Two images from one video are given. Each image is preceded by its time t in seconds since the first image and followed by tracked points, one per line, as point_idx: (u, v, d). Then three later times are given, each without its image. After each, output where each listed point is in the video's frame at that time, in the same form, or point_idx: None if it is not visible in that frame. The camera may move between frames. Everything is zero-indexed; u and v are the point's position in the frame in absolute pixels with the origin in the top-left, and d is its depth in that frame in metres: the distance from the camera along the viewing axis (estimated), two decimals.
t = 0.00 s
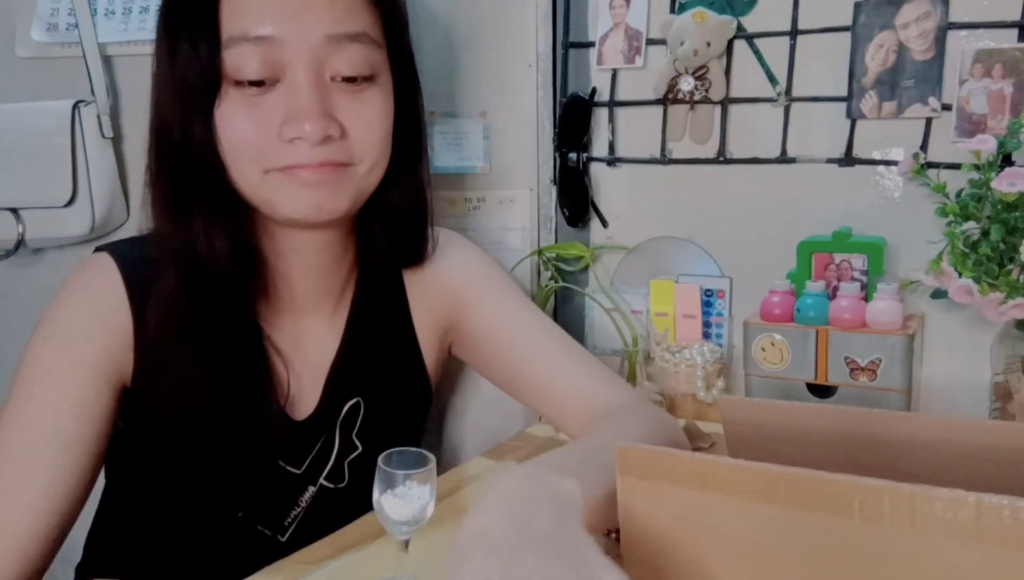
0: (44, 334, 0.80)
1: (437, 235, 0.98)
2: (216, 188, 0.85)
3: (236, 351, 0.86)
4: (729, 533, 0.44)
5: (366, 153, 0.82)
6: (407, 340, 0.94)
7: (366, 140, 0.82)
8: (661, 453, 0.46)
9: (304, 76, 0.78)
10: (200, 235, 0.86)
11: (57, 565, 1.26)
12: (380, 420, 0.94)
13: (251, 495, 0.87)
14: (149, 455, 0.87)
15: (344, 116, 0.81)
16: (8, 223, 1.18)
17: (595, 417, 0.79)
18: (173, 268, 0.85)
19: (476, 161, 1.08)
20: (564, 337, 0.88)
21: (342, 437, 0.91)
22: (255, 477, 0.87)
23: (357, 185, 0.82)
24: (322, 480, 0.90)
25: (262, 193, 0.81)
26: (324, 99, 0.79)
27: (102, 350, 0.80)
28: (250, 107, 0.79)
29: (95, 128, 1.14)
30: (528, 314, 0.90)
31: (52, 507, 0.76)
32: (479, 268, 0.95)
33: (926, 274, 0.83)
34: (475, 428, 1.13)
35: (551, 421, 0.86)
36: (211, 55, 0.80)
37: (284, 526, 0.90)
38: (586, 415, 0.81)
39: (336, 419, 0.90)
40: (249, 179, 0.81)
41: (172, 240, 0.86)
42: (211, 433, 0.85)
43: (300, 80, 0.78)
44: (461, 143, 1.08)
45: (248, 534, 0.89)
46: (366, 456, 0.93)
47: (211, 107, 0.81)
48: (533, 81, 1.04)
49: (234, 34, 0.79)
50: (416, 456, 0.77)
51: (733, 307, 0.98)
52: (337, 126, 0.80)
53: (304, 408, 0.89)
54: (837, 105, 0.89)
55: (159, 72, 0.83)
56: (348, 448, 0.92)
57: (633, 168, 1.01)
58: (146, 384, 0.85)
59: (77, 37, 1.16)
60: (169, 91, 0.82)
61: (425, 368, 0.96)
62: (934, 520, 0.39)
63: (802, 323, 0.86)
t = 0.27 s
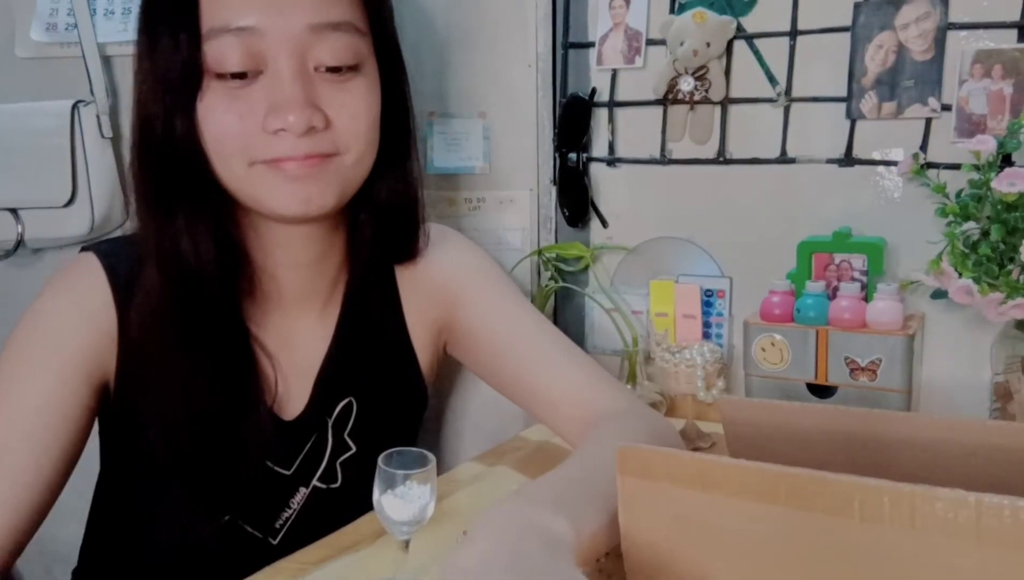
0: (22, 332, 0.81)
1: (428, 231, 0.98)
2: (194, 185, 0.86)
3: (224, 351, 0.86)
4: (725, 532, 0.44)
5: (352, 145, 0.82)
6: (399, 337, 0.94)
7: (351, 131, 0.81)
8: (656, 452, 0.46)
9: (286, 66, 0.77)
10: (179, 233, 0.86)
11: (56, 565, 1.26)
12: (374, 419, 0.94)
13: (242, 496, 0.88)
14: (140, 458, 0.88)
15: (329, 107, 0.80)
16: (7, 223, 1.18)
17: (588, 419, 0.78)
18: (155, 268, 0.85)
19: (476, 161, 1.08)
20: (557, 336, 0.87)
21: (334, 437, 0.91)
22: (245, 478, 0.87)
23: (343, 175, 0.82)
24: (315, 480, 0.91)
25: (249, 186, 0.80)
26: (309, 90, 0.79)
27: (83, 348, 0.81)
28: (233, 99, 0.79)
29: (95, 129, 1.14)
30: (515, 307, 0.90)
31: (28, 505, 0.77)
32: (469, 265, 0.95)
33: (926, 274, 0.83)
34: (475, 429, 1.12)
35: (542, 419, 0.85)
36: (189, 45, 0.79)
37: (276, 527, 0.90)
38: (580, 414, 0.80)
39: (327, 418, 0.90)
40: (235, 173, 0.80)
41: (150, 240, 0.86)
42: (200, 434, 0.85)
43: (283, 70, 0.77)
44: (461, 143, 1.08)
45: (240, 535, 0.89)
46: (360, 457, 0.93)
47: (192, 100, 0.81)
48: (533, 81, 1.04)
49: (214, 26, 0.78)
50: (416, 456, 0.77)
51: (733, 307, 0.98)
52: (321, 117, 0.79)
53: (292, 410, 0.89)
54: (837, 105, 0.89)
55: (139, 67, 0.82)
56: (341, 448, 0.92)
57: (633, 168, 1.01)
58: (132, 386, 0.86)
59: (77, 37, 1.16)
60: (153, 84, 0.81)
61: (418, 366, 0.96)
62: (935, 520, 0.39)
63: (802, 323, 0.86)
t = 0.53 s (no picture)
0: (17, 335, 0.81)
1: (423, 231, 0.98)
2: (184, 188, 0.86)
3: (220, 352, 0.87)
4: (725, 532, 0.44)
5: (342, 143, 0.81)
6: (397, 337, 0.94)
7: (339, 129, 0.81)
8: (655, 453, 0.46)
9: (271, 67, 0.77)
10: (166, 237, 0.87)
11: (56, 566, 1.26)
12: (373, 419, 0.94)
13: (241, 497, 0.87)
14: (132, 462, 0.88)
15: (317, 106, 0.80)
16: (6, 223, 1.17)
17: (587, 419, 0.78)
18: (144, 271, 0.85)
19: (476, 160, 1.08)
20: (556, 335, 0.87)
21: (333, 437, 0.91)
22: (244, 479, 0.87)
23: (335, 173, 0.82)
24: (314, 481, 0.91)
25: (240, 186, 0.80)
26: (295, 90, 0.78)
27: (81, 348, 0.81)
28: (218, 100, 0.79)
29: (94, 128, 1.14)
30: (512, 306, 0.90)
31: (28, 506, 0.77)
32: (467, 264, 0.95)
33: (926, 273, 0.83)
34: (475, 429, 1.12)
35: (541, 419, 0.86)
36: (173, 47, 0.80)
37: (275, 528, 0.90)
38: (577, 412, 0.80)
39: (326, 418, 0.90)
40: (225, 174, 0.80)
41: (140, 243, 0.86)
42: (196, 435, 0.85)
43: (268, 71, 0.77)
44: (461, 143, 1.08)
45: (239, 537, 0.89)
46: (359, 456, 0.93)
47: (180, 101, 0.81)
48: (532, 81, 1.04)
49: (197, 29, 0.78)
50: (415, 456, 0.77)
51: (733, 306, 0.98)
52: (309, 116, 0.79)
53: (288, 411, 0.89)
54: (837, 104, 0.89)
55: (127, 72, 0.83)
56: (340, 448, 0.92)
57: (633, 167, 1.01)
58: (124, 390, 0.85)
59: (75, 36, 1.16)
60: (141, 88, 0.82)
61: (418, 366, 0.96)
62: (935, 520, 0.39)
63: (802, 322, 0.86)
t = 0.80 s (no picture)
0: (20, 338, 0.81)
1: (425, 231, 0.98)
2: (190, 188, 0.87)
3: (224, 351, 0.87)
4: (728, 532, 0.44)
5: (346, 144, 0.81)
6: (399, 337, 0.94)
7: (343, 130, 0.81)
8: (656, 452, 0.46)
9: (277, 69, 0.77)
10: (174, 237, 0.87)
11: (56, 566, 1.26)
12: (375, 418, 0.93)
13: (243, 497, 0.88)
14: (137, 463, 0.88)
15: (322, 108, 0.80)
16: (6, 223, 1.17)
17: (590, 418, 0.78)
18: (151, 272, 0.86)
19: (475, 161, 1.08)
20: (557, 336, 0.87)
21: (336, 436, 0.91)
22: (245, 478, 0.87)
23: (340, 174, 0.82)
24: (317, 480, 0.90)
25: (246, 187, 0.80)
26: (300, 92, 0.78)
27: (84, 350, 0.81)
28: (225, 103, 0.79)
29: (94, 129, 1.14)
30: (513, 307, 0.90)
31: (29, 506, 0.76)
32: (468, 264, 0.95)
33: (926, 274, 0.83)
34: (475, 429, 1.12)
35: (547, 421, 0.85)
36: (182, 49, 0.80)
37: (279, 527, 0.90)
38: (577, 413, 0.80)
39: (329, 417, 0.90)
40: (231, 175, 0.80)
41: (148, 243, 0.87)
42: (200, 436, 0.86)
43: (273, 73, 0.77)
44: (461, 143, 1.08)
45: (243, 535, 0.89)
46: (363, 456, 0.93)
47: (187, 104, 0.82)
48: (532, 82, 1.04)
49: (204, 32, 0.78)
50: (416, 457, 0.77)
51: (733, 307, 0.98)
52: (313, 118, 0.79)
53: (294, 411, 0.89)
54: (837, 105, 0.89)
55: (137, 73, 0.83)
56: (343, 447, 0.92)
57: (633, 168, 1.01)
58: (131, 390, 0.86)
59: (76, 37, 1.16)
60: (148, 92, 0.82)
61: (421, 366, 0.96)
62: (936, 520, 0.39)
63: (802, 323, 0.86)
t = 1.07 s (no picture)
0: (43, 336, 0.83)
1: (439, 229, 0.98)
2: (217, 189, 0.89)
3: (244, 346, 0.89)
4: (730, 528, 0.44)
5: (365, 148, 0.83)
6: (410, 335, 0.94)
7: (362, 133, 0.82)
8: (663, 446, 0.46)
9: (300, 73, 0.79)
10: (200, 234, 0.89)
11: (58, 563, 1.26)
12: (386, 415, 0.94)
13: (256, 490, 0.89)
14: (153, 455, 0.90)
15: (343, 112, 0.81)
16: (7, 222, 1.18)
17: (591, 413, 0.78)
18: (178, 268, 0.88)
19: (476, 160, 1.08)
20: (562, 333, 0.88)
21: (346, 431, 0.91)
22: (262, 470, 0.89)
23: (359, 181, 0.84)
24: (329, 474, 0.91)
25: (271, 193, 0.83)
26: (322, 96, 0.80)
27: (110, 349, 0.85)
28: (250, 104, 0.80)
29: (95, 128, 1.14)
30: (520, 305, 0.91)
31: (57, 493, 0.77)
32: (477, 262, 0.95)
33: (927, 274, 0.83)
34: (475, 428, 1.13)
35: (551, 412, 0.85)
36: (208, 52, 0.81)
37: (291, 520, 0.90)
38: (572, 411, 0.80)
39: (341, 413, 0.91)
40: (256, 179, 0.83)
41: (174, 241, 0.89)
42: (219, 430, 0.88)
43: (295, 76, 0.79)
44: (462, 143, 1.09)
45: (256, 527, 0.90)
46: (372, 451, 0.93)
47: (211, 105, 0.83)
48: (533, 81, 1.04)
49: (230, 33, 0.80)
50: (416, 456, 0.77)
51: (734, 305, 0.98)
52: (334, 121, 0.80)
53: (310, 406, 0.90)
54: (837, 104, 0.89)
55: (162, 75, 0.85)
56: (354, 442, 0.92)
57: (633, 168, 1.01)
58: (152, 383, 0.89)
59: (77, 36, 1.16)
60: (174, 93, 0.84)
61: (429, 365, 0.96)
62: (937, 516, 0.39)
63: (802, 322, 0.86)
